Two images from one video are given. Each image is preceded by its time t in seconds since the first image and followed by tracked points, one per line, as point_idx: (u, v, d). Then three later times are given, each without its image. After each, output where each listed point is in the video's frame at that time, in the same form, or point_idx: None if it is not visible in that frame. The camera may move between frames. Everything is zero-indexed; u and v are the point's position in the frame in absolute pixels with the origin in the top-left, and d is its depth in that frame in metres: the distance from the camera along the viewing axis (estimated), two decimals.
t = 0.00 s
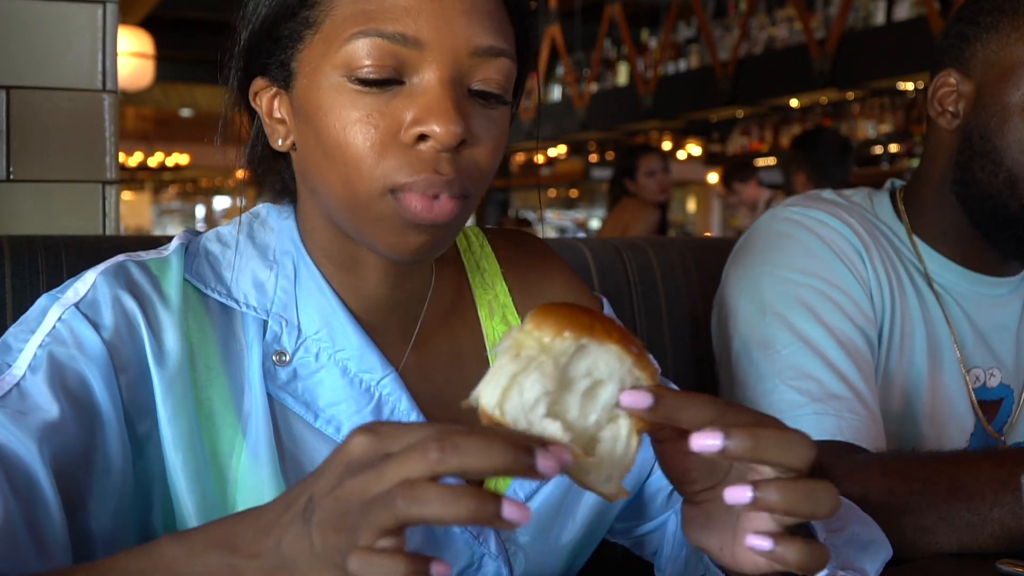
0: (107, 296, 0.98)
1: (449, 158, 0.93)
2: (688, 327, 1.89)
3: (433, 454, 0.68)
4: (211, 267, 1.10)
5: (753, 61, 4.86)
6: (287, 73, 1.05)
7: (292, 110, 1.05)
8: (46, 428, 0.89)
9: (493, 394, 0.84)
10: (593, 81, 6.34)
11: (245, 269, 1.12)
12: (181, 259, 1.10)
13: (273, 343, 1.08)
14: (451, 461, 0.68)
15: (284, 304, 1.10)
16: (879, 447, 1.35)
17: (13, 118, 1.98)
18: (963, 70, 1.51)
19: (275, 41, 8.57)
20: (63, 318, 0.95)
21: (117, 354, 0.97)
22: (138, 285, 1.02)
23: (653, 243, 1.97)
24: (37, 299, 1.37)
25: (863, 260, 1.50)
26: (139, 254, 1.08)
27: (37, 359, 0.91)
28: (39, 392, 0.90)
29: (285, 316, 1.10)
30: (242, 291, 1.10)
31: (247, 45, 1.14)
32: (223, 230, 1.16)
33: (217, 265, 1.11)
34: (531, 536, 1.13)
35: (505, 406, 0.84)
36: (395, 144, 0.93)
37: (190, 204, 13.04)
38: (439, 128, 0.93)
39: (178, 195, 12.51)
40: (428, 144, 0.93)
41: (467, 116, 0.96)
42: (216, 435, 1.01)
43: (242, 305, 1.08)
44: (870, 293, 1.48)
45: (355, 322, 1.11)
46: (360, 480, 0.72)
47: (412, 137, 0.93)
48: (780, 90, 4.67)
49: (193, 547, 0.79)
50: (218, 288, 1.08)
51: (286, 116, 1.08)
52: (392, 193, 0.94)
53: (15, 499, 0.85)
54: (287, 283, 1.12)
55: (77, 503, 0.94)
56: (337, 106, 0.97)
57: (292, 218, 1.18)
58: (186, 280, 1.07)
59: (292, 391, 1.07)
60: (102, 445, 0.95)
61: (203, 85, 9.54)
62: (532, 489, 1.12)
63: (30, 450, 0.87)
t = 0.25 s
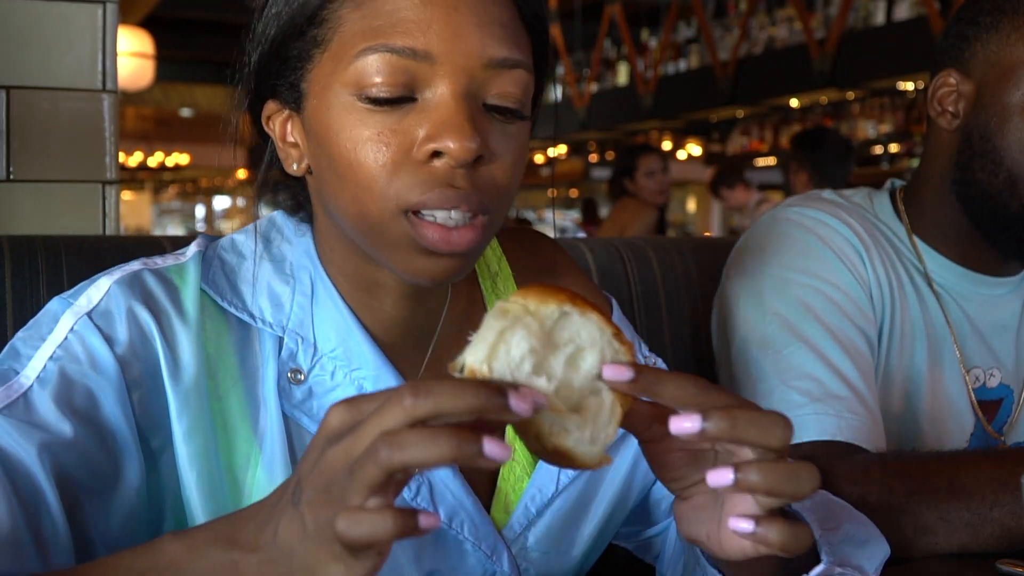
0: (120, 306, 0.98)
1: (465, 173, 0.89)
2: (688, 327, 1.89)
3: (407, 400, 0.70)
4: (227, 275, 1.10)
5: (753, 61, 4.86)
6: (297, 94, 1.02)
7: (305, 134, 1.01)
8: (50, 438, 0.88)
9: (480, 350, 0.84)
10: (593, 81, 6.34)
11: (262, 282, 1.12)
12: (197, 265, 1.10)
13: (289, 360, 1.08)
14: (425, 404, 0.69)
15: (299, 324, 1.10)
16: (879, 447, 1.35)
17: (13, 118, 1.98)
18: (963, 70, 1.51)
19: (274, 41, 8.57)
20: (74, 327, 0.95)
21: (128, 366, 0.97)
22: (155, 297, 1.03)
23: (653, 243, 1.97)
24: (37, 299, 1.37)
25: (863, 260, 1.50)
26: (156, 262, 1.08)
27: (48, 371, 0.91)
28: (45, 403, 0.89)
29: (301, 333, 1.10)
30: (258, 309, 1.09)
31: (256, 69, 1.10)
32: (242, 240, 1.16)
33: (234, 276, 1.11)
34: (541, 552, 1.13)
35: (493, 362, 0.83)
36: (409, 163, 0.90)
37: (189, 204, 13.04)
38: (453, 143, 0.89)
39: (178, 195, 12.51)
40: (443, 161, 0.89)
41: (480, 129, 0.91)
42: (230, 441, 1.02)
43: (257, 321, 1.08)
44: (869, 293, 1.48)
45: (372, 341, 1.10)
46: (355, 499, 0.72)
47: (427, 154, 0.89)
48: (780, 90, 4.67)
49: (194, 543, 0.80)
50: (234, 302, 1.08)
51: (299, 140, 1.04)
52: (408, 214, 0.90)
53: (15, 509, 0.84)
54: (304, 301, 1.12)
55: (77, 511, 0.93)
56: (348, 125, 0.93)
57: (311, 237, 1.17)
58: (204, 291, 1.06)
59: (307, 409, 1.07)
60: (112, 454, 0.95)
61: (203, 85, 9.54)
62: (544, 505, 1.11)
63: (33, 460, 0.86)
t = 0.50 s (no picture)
0: (130, 322, 0.99)
1: (496, 213, 0.88)
2: (688, 327, 1.90)
3: (375, 336, 0.72)
4: (239, 293, 1.09)
5: (753, 61, 4.86)
6: (311, 136, 0.98)
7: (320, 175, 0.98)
8: (53, 456, 0.90)
9: (448, 305, 0.84)
10: (593, 80, 6.34)
11: (277, 303, 1.10)
12: (216, 274, 1.10)
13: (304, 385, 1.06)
14: (391, 337, 0.72)
15: (314, 345, 1.09)
16: (879, 446, 1.35)
17: (13, 119, 1.98)
18: (962, 70, 1.52)
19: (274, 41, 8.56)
20: (82, 342, 0.95)
21: (133, 385, 0.98)
22: (168, 315, 1.02)
23: (652, 242, 1.97)
24: (38, 299, 1.37)
25: (863, 261, 1.50)
26: (171, 272, 1.08)
27: (52, 390, 0.92)
28: (48, 420, 0.91)
29: (317, 358, 1.08)
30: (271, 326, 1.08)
31: (263, 110, 1.07)
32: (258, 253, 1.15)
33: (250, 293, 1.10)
34: (555, 569, 1.10)
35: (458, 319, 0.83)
36: (439, 207, 0.89)
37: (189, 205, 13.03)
38: (481, 183, 0.87)
39: (177, 194, 12.50)
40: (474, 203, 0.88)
41: (508, 158, 0.89)
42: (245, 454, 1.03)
43: (274, 344, 1.07)
44: (869, 294, 1.48)
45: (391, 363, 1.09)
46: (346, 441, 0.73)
47: (456, 197, 0.88)
48: (779, 90, 4.67)
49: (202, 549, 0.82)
50: (249, 322, 1.06)
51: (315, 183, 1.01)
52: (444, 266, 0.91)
53: (20, 525, 0.87)
54: (322, 324, 1.10)
55: (80, 529, 0.94)
56: (371, 168, 0.90)
57: (328, 264, 1.14)
58: (218, 310, 1.05)
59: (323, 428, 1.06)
60: (119, 474, 0.96)
61: (202, 85, 9.53)
62: (558, 524, 1.07)
63: (36, 476, 0.88)
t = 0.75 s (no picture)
0: (125, 330, 0.99)
1: (499, 224, 0.86)
2: (688, 327, 1.90)
3: (358, 314, 0.74)
4: (239, 300, 1.09)
5: (753, 61, 4.86)
6: (310, 143, 0.97)
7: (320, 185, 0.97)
8: (45, 464, 0.90)
9: (438, 299, 0.85)
10: (592, 80, 6.34)
11: (276, 311, 1.10)
12: (214, 281, 1.10)
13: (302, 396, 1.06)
14: (374, 314, 0.74)
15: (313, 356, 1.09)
16: (879, 446, 1.34)
17: (13, 119, 1.98)
18: (962, 70, 1.52)
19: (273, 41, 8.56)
20: (74, 349, 0.95)
21: (126, 393, 0.98)
22: (162, 321, 1.03)
23: (653, 242, 1.97)
24: (38, 299, 1.37)
25: (863, 263, 1.50)
26: (168, 275, 1.07)
27: (45, 397, 0.92)
28: (40, 428, 0.91)
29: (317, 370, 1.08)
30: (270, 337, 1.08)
31: (263, 118, 1.05)
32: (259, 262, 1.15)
33: (249, 301, 1.10)
34: None
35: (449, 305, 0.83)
36: (440, 215, 0.87)
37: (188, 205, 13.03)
38: (484, 192, 0.85)
39: (177, 195, 12.50)
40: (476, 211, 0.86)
41: (515, 168, 0.88)
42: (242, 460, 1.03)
43: (272, 354, 1.07)
44: (869, 295, 1.48)
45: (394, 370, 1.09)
46: (337, 419, 0.72)
47: (459, 206, 0.86)
48: (779, 90, 4.67)
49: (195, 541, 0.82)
50: (246, 331, 1.06)
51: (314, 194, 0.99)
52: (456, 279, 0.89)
53: (13, 533, 0.87)
54: (322, 333, 1.10)
55: (74, 536, 0.94)
56: (372, 177, 0.89)
57: (328, 274, 1.13)
58: (216, 320, 1.05)
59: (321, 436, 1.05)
60: (112, 481, 0.97)
61: (201, 85, 9.53)
62: (564, 533, 1.08)
63: (28, 484, 0.88)
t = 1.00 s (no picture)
0: (124, 332, 0.99)
1: (503, 267, 0.86)
2: (688, 327, 1.89)
3: (349, 314, 0.75)
4: (238, 304, 1.08)
5: (753, 62, 4.85)
6: (317, 167, 0.95)
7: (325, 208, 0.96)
8: (44, 466, 0.90)
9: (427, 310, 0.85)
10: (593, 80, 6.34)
11: (276, 316, 1.09)
12: (214, 285, 1.09)
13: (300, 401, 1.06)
14: (365, 311, 0.74)
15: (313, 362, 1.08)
16: (880, 447, 1.34)
17: (13, 119, 1.98)
18: (956, 69, 1.52)
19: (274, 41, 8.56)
20: (73, 352, 0.95)
21: (124, 395, 0.98)
22: (161, 322, 1.02)
23: (653, 242, 1.97)
24: (38, 299, 1.37)
25: (864, 264, 1.50)
26: (167, 278, 1.07)
27: (45, 399, 0.92)
28: (40, 430, 0.91)
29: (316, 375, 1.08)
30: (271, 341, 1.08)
31: (269, 132, 1.04)
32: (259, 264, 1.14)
33: (249, 305, 1.09)
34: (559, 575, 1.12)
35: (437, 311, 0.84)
36: (443, 254, 0.87)
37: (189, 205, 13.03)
38: (490, 241, 0.85)
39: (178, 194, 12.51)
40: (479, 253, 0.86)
41: (522, 213, 0.87)
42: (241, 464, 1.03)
43: (271, 359, 1.06)
44: (869, 296, 1.48)
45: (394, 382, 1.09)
46: (331, 414, 0.72)
47: (463, 249, 0.86)
48: (779, 90, 4.67)
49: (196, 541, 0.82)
50: (245, 336, 1.06)
51: (319, 214, 0.98)
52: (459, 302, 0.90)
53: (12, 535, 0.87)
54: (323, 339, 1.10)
55: (73, 537, 0.94)
56: (375, 213, 0.88)
57: (330, 283, 1.12)
58: (215, 325, 1.05)
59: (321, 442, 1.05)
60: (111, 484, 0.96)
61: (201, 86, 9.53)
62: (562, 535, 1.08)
63: (28, 486, 0.88)
